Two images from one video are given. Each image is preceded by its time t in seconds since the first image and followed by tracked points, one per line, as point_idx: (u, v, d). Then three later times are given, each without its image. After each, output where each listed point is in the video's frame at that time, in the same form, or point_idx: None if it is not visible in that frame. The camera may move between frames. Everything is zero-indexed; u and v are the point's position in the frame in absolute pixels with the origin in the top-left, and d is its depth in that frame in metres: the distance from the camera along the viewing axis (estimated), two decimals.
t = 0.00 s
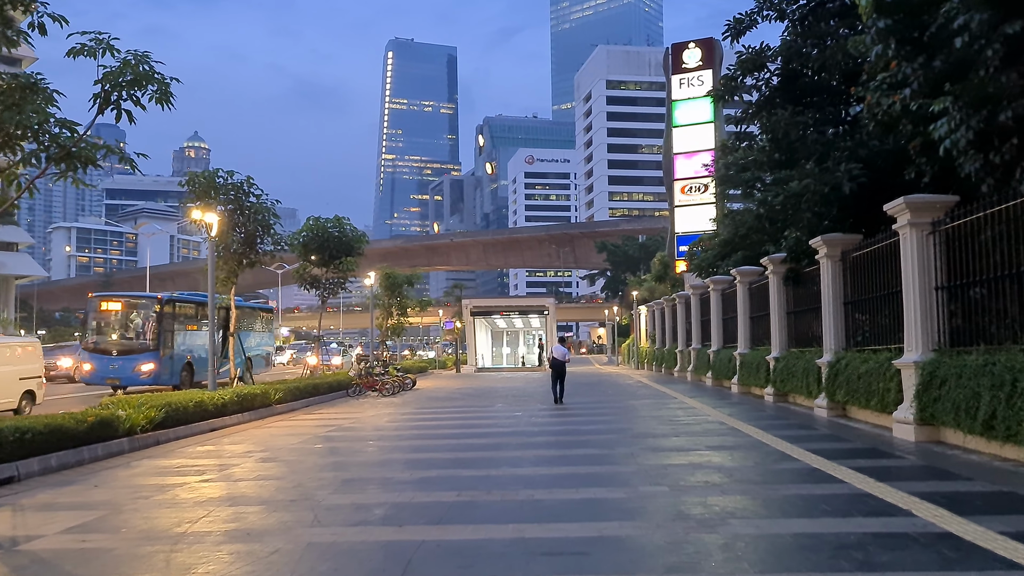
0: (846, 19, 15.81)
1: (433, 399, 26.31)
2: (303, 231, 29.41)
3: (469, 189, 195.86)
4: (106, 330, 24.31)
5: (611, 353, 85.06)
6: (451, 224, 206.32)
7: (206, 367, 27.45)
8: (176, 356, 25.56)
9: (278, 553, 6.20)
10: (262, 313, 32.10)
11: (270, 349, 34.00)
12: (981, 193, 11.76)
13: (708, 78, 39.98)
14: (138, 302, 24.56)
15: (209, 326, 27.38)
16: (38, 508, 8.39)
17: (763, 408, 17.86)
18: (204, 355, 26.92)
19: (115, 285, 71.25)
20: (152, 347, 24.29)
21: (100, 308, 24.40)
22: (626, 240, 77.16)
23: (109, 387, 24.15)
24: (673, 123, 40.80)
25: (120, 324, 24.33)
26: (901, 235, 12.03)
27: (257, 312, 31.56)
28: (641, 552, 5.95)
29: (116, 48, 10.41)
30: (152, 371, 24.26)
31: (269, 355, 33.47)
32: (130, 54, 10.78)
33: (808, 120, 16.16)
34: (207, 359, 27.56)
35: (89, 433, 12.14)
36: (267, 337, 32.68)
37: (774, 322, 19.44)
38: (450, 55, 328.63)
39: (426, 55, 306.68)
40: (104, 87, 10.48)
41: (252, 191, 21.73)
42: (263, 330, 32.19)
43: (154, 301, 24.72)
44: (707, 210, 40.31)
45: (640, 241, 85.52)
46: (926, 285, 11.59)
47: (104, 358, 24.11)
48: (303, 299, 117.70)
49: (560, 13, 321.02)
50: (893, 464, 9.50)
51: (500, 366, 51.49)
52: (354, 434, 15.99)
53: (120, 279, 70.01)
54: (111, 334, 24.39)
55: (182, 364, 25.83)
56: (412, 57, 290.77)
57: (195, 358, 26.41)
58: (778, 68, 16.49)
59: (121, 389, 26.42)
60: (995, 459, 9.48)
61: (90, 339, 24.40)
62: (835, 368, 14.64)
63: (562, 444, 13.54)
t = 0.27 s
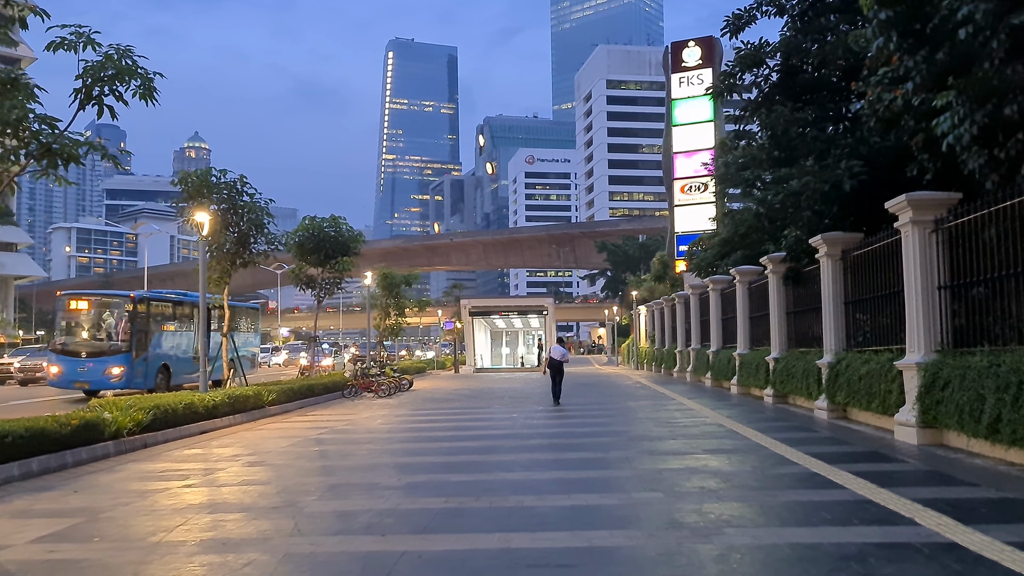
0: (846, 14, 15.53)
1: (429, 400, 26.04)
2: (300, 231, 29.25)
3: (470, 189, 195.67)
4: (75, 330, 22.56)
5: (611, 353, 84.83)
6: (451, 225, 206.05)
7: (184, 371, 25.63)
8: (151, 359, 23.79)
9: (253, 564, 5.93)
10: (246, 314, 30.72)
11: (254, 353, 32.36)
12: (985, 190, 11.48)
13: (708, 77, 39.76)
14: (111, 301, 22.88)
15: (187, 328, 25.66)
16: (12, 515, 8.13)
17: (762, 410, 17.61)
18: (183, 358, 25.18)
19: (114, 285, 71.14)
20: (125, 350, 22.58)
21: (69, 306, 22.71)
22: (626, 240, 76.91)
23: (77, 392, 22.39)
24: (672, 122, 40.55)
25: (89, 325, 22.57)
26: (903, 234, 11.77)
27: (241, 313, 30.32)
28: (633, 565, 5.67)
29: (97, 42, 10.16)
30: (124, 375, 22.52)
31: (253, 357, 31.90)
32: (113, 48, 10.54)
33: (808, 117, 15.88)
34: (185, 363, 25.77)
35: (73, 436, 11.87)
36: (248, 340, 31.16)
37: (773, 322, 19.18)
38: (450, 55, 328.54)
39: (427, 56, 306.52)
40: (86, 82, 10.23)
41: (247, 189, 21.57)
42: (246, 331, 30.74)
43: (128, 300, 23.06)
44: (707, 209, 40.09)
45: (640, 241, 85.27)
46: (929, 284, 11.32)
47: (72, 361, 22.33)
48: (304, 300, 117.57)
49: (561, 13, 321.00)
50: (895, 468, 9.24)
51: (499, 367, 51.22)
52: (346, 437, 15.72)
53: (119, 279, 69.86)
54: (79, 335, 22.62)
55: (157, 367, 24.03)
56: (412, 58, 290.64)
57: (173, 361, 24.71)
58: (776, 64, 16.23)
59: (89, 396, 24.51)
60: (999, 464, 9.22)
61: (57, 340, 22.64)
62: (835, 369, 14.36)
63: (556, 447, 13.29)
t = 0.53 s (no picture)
0: (846, 9, 15.25)
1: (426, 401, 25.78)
2: (296, 231, 29.05)
3: (471, 189, 195.47)
4: (41, 331, 21.64)
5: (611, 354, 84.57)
6: (452, 225, 205.83)
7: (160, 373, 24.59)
8: (122, 362, 22.76)
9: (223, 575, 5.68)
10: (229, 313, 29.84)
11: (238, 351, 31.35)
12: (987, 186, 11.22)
13: (708, 76, 39.54)
14: (79, 300, 21.91)
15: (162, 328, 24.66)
16: None
17: (761, 411, 17.35)
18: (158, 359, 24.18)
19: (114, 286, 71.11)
20: (93, 351, 21.55)
21: (36, 306, 21.79)
22: (626, 240, 76.61)
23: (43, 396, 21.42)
24: (672, 122, 40.28)
25: (56, 326, 21.61)
26: (903, 232, 11.50)
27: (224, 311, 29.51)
28: None
29: (77, 36, 9.94)
30: (92, 378, 21.49)
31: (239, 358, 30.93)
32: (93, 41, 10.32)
33: (807, 113, 15.60)
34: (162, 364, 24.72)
35: (55, 439, 11.63)
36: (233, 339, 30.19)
37: (772, 322, 18.93)
38: (451, 56, 328.48)
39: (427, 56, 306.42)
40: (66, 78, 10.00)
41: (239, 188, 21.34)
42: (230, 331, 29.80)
43: (96, 299, 22.09)
44: (707, 209, 39.86)
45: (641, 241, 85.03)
46: (930, 284, 11.07)
47: (38, 362, 21.41)
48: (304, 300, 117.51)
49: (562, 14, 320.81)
50: (895, 472, 8.97)
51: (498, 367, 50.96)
52: (338, 438, 15.48)
53: (118, 280, 69.80)
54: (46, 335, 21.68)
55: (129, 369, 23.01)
56: (413, 58, 290.56)
57: (146, 363, 23.68)
58: (775, 60, 15.96)
59: (61, 399, 23.54)
60: (1002, 468, 8.95)
61: (23, 341, 21.74)
62: (835, 370, 14.10)
63: (550, 449, 13.04)
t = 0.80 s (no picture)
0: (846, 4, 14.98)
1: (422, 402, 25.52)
2: (292, 231, 28.82)
3: (471, 189, 195.23)
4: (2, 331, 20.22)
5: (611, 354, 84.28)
6: (453, 225, 205.55)
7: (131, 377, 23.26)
8: (90, 364, 21.34)
9: None
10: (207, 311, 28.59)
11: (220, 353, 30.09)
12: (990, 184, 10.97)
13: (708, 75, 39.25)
14: (42, 298, 20.47)
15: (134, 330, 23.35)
16: None
17: (760, 413, 17.09)
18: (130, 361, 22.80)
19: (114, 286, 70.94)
20: (57, 354, 20.15)
21: None
22: (627, 240, 76.37)
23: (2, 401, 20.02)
24: (672, 121, 39.98)
25: (18, 326, 20.25)
26: (905, 231, 11.23)
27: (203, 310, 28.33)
28: None
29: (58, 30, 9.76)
30: (56, 383, 20.10)
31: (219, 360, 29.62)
32: (75, 36, 10.16)
33: (807, 111, 15.33)
34: (133, 368, 23.34)
35: (38, 444, 11.38)
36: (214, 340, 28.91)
37: (772, 323, 18.66)
38: (452, 56, 328.30)
39: (428, 56, 306.28)
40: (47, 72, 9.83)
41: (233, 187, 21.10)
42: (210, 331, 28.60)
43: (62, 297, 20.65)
44: (707, 209, 39.59)
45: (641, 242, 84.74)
46: (933, 284, 10.80)
47: None
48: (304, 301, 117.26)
49: (563, 14, 320.61)
50: (897, 479, 8.70)
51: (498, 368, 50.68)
52: (330, 442, 15.20)
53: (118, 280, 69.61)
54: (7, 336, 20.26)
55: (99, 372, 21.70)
56: (414, 59, 290.37)
57: (116, 365, 22.31)
58: (774, 56, 15.69)
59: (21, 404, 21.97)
60: (1007, 473, 8.68)
61: None
62: (835, 372, 13.84)
63: (545, 453, 12.77)
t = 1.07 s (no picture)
0: None
1: (420, 402, 25.26)
2: (289, 230, 28.56)
3: (472, 189, 194.97)
4: None
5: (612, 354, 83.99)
6: (454, 225, 205.28)
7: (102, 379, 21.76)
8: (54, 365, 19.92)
9: None
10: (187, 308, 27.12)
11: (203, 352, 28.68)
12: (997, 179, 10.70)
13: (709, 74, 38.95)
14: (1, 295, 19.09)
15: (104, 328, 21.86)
16: None
17: (760, 415, 16.80)
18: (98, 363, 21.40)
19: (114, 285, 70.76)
20: (14, 354, 18.79)
21: None
22: (628, 240, 76.12)
23: None
24: (672, 120, 39.68)
25: None
26: (909, 228, 10.96)
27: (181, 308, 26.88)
28: None
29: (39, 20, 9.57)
30: (13, 385, 18.71)
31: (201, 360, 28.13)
32: (57, 27, 9.95)
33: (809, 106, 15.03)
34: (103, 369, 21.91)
35: (21, 444, 11.13)
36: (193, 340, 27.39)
37: (773, 323, 18.38)
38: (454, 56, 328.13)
39: (430, 56, 306.13)
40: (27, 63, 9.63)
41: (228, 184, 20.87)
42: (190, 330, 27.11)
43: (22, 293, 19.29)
44: (708, 208, 39.31)
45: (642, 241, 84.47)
46: (937, 282, 10.53)
47: None
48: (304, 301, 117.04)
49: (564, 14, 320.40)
50: (901, 483, 8.43)
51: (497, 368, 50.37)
52: (323, 443, 14.93)
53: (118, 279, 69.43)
54: None
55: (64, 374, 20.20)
56: (415, 58, 290.20)
57: (84, 367, 20.91)
58: (775, 51, 15.40)
59: None
60: (1015, 477, 8.41)
61: None
62: (837, 372, 13.55)
63: (540, 455, 12.50)
